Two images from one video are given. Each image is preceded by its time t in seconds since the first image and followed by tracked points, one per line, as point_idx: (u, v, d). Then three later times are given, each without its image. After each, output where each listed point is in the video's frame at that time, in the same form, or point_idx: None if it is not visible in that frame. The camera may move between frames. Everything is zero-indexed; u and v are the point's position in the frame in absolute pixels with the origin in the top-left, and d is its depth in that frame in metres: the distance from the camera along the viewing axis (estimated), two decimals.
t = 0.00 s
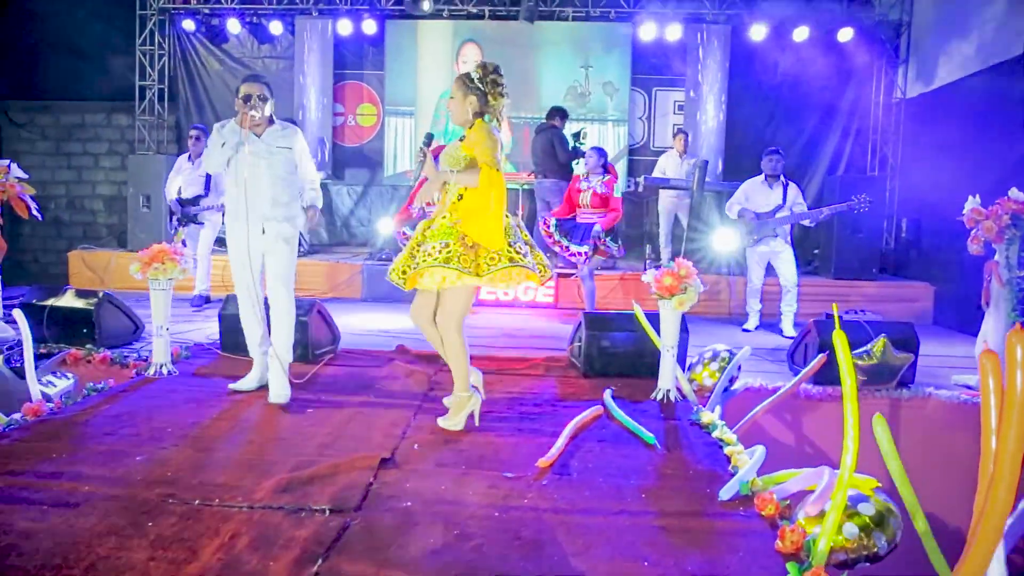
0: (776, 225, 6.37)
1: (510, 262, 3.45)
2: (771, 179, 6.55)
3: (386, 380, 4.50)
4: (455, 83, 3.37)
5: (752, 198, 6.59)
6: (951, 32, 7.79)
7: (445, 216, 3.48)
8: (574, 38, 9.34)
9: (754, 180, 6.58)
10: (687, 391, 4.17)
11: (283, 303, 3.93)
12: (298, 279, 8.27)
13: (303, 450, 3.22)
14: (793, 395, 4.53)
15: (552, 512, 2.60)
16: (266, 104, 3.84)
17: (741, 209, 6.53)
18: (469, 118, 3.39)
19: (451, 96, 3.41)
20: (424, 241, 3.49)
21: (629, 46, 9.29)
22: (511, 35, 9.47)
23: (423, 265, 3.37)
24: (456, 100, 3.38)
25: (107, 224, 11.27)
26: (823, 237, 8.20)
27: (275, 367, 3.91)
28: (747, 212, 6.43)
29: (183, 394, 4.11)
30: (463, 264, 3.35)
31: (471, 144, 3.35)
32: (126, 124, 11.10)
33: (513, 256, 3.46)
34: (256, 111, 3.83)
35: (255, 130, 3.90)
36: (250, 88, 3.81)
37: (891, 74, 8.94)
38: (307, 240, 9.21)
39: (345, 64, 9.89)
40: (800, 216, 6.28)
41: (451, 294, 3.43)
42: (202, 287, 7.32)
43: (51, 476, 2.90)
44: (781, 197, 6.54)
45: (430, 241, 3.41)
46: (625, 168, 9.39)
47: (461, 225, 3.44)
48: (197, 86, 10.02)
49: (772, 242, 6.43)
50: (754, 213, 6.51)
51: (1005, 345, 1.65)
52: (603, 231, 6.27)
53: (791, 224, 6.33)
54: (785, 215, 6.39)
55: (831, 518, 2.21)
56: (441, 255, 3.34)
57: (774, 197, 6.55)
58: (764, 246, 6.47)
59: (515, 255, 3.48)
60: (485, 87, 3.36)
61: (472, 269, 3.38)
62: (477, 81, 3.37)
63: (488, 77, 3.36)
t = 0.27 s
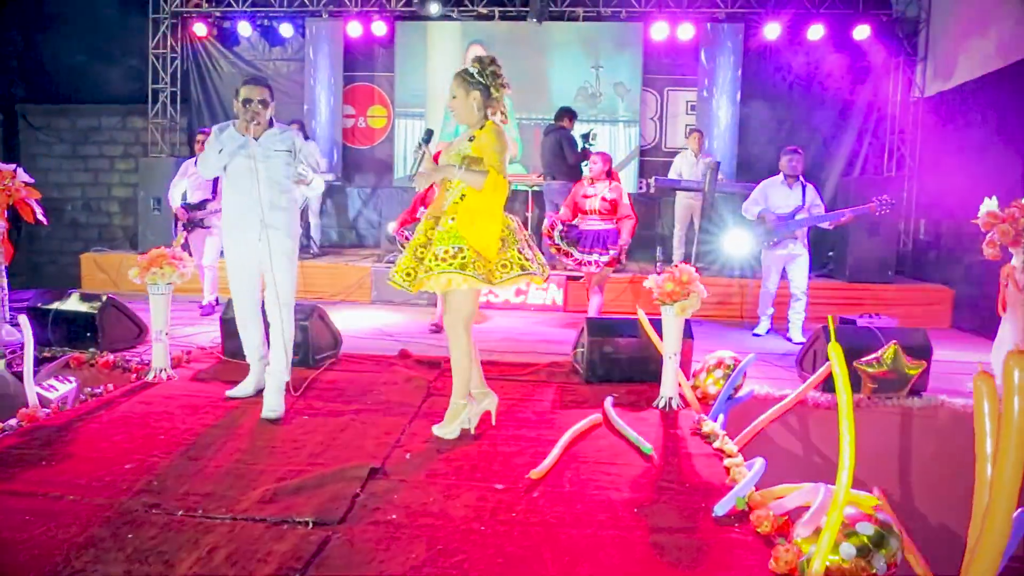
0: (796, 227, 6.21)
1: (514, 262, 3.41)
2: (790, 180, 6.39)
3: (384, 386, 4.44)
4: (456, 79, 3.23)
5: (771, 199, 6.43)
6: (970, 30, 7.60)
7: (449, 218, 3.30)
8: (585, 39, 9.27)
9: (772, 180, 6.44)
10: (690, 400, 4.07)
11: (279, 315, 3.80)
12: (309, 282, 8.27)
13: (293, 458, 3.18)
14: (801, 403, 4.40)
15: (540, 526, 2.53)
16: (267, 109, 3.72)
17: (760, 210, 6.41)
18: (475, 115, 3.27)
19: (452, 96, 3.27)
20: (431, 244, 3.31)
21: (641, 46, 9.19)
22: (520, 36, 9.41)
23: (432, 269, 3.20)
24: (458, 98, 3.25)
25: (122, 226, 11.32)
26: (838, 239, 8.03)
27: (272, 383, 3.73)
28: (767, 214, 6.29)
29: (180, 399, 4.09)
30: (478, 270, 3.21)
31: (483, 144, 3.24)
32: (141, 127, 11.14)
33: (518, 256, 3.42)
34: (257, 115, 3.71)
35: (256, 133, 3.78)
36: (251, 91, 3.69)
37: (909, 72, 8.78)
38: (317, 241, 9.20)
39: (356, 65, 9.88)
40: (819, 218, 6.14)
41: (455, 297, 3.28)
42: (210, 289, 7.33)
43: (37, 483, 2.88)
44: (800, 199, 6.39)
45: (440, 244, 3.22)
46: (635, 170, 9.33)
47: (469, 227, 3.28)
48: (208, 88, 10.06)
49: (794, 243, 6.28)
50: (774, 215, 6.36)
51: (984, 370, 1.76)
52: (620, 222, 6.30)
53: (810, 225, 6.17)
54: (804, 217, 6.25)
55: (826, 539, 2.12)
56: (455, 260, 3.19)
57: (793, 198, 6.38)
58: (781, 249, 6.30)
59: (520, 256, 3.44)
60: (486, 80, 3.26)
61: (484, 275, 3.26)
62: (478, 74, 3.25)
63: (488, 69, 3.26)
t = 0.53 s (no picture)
0: (817, 233, 6.08)
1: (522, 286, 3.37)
2: (812, 185, 6.28)
3: (385, 392, 4.41)
4: (453, 97, 3.14)
5: (791, 203, 6.31)
6: (992, 29, 7.42)
7: (458, 239, 3.22)
8: (599, 39, 9.19)
9: (795, 184, 6.32)
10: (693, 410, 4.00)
11: (282, 327, 3.64)
12: (319, 284, 8.27)
13: (287, 467, 3.16)
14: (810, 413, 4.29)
15: (528, 542, 2.48)
16: (270, 112, 3.60)
17: (780, 214, 6.27)
18: (474, 129, 3.18)
19: (450, 114, 3.18)
20: (443, 267, 3.21)
21: (655, 46, 9.09)
22: (533, 36, 9.35)
23: (445, 297, 3.13)
24: (458, 116, 3.16)
25: (140, 227, 11.40)
26: (854, 242, 7.89)
27: (269, 392, 3.66)
28: (787, 217, 6.15)
29: (181, 404, 4.08)
30: (493, 300, 3.18)
31: (490, 163, 3.16)
32: (158, 129, 11.17)
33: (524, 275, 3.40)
34: (259, 119, 3.58)
35: (255, 137, 3.64)
36: (251, 94, 3.55)
37: (930, 72, 8.64)
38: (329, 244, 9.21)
39: (368, 68, 9.90)
40: (844, 223, 6.05)
41: (437, 312, 3.19)
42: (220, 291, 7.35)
43: (31, 491, 2.88)
44: (823, 204, 6.30)
45: (455, 272, 3.15)
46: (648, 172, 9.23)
47: (483, 252, 3.21)
48: (223, 91, 10.10)
49: (814, 250, 6.14)
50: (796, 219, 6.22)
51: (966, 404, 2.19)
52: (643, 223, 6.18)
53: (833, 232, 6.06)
54: (825, 224, 6.15)
55: (821, 563, 2.08)
56: (469, 291, 3.13)
57: (815, 204, 6.29)
58: (801, 255, 6.14)
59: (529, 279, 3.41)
60: (481, 92, 3.17)
61: (498, 303, 3.22)
62: (471, 87, 3.16)
63: (480, 82, 3.18)
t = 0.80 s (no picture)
0: (830, 237, 5.91)
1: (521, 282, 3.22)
2: (828, 190, 6.13)
3: (390, 402, 4.40)
4: (452, 103, 3.09)
5: (805, 209, 6.18)
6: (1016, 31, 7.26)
7: (453, 241, 3.14)
8: (614, 44, 9.14)
9: (809, 188, 6.19)
10: (699, 424, 3.93)
11: (282, 333, 3.63)
12: (333, 291, 8.28)
13: (286, 480, 3.16)
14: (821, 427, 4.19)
15: (521, 562, 2.45)
16: (268, 118, 3.58)
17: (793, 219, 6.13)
18: (474, 135, 3.15)
19: (450, 120, 3.13)
20: (438, 268, 3.13)
21: (670, 51, 9.02)
22: (547, 41, 9.33)
23: (438, 295, 3.02)
24: (458, 123, 3.12)
25: (160, 233, 11.48)
26: (874, 250, 7.78)
27: (272, 403, 3.66)
28: (798, 223, 6.01)
29: (186, 413, 4.10)
30: (489, 295, 3.05)
31: (488, 163, 3.14)
32: (178, 135, 11.23)
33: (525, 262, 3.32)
34: (256, 125, 3.57)
35: (251, 142, 3.63)
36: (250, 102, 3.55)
37: (953, 76, 8.47)
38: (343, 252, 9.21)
39: (383, 74, 9.95)
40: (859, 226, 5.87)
41: (446, 321, 3.16)
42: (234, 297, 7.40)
43: (32, 502, 2.90)
44: (838, 209, 6.12)
45: (449, 270, 3.06)
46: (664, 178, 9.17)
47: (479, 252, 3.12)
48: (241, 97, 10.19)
49: (829, 257, 6.00)
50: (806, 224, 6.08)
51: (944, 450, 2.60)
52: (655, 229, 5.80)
53: (848, 236, 5.87)
54: (841, 228, 5.99)
55: None
56: (463, 288, 3.01)
57: (830, 208, 6.13)
58: (816, 262, 6.03)
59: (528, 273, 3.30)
60: (480, 97, 3.14)
61: (494, 298, 3.08)
62: (470, 91, 3.12)
63: (479, 86, 3.13)
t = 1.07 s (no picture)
0: (845, 249, 5.84)
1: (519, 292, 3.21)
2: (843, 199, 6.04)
3: (398, 412, 4.41)
4: (452, 115, 3.11)
5: (820, 219, 6.08)
6: None
7: (451, 252, 3.18)
8: (632, 48, 9.11)
9: (822, 197, 6.09)
10: (708, 438, 3.87)
11: (290, 347, 3.64)
12: (351, 295, 8.32)
13: (290, 490, 3.17)
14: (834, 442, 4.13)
15: None
16: (273, 129, 3.62)
17: (807, 230, 6.06)
18: (471, 152, 3.16)
19: (450, 134, 3.14)
20: (438, 278, 3.17)
21: (690, 56, 8.95)
22: (566, 46, 9.31)
23: (441, 304, 3.05)
24: (458, 137, 3.13)
25: (184, 235, 11.59)
26: (896, 258, 7.63)
27: (279, 414, 3.68)
28: (813, 235, 5.93)
29: (196, 420, 4.14)
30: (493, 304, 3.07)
31: (487, 179, 3.14)
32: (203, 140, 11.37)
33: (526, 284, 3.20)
34: (261, 137, 3.62)
35: (258, 154, 3.67)
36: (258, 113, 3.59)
37: (981, 78, 8.29)
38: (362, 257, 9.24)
39: (402, 79, 10.01)
40: (875, 238, 5.78)
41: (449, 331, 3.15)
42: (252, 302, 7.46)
43: (39, 510, 2.95)
44: (851, 219, 6.01)
45: (450, 278, 3.10)
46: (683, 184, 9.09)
47: (481, 262, 3.15)
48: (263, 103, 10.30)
49: (845, 269, 5.92)
50: (821, 235, 6.00)
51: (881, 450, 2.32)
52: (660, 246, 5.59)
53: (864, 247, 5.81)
54: (857, 239, 5.90)
55: None
56: (464, 293, 3.06)
57: (844, 217, 6.02)
58: (831, 275, 5.97)
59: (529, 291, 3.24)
60: (481, 115, 3.16)
61: (497, 306, 3.10)
62: (472, 108, 3.14)
63: (481, 103, 3.16)
